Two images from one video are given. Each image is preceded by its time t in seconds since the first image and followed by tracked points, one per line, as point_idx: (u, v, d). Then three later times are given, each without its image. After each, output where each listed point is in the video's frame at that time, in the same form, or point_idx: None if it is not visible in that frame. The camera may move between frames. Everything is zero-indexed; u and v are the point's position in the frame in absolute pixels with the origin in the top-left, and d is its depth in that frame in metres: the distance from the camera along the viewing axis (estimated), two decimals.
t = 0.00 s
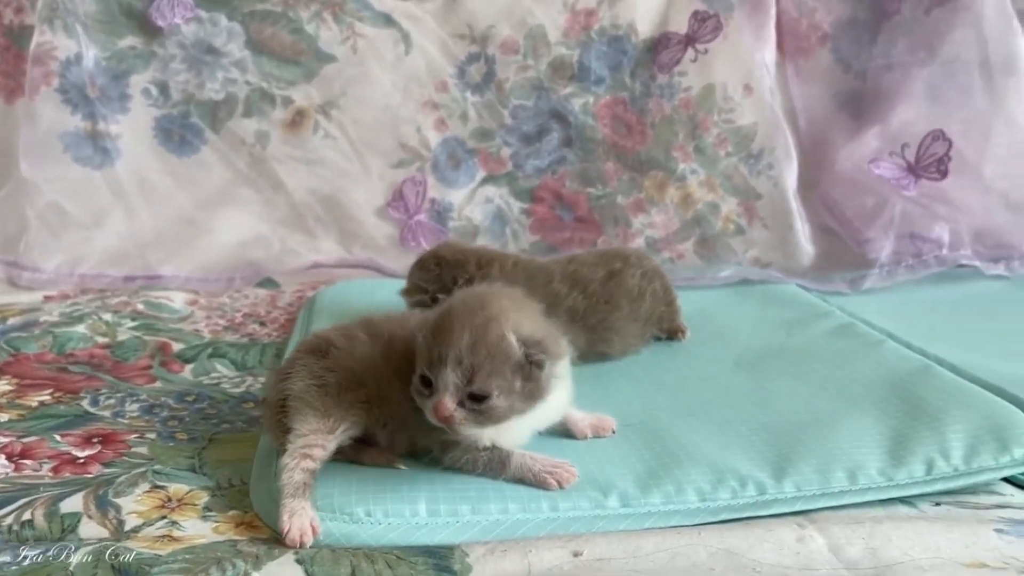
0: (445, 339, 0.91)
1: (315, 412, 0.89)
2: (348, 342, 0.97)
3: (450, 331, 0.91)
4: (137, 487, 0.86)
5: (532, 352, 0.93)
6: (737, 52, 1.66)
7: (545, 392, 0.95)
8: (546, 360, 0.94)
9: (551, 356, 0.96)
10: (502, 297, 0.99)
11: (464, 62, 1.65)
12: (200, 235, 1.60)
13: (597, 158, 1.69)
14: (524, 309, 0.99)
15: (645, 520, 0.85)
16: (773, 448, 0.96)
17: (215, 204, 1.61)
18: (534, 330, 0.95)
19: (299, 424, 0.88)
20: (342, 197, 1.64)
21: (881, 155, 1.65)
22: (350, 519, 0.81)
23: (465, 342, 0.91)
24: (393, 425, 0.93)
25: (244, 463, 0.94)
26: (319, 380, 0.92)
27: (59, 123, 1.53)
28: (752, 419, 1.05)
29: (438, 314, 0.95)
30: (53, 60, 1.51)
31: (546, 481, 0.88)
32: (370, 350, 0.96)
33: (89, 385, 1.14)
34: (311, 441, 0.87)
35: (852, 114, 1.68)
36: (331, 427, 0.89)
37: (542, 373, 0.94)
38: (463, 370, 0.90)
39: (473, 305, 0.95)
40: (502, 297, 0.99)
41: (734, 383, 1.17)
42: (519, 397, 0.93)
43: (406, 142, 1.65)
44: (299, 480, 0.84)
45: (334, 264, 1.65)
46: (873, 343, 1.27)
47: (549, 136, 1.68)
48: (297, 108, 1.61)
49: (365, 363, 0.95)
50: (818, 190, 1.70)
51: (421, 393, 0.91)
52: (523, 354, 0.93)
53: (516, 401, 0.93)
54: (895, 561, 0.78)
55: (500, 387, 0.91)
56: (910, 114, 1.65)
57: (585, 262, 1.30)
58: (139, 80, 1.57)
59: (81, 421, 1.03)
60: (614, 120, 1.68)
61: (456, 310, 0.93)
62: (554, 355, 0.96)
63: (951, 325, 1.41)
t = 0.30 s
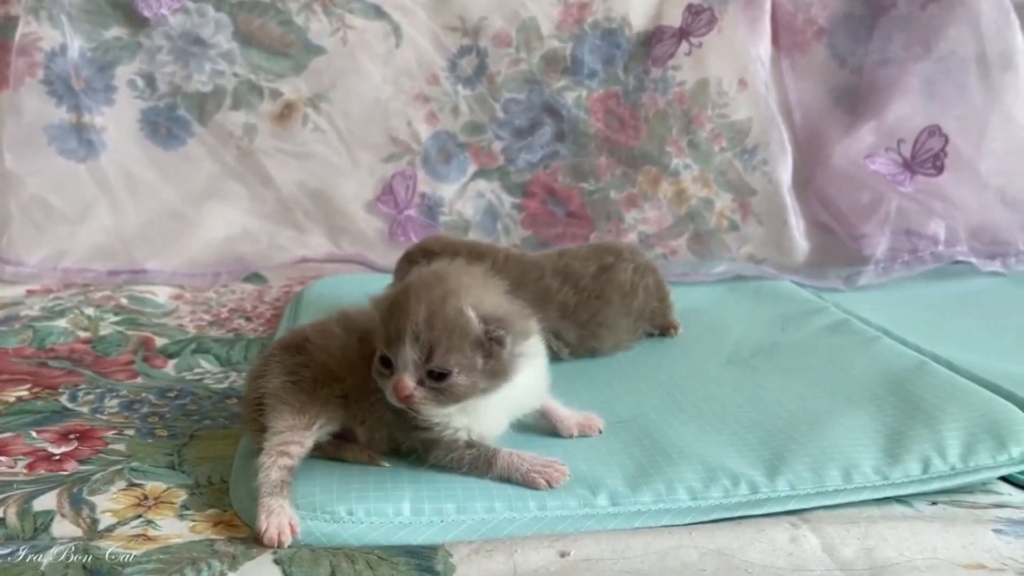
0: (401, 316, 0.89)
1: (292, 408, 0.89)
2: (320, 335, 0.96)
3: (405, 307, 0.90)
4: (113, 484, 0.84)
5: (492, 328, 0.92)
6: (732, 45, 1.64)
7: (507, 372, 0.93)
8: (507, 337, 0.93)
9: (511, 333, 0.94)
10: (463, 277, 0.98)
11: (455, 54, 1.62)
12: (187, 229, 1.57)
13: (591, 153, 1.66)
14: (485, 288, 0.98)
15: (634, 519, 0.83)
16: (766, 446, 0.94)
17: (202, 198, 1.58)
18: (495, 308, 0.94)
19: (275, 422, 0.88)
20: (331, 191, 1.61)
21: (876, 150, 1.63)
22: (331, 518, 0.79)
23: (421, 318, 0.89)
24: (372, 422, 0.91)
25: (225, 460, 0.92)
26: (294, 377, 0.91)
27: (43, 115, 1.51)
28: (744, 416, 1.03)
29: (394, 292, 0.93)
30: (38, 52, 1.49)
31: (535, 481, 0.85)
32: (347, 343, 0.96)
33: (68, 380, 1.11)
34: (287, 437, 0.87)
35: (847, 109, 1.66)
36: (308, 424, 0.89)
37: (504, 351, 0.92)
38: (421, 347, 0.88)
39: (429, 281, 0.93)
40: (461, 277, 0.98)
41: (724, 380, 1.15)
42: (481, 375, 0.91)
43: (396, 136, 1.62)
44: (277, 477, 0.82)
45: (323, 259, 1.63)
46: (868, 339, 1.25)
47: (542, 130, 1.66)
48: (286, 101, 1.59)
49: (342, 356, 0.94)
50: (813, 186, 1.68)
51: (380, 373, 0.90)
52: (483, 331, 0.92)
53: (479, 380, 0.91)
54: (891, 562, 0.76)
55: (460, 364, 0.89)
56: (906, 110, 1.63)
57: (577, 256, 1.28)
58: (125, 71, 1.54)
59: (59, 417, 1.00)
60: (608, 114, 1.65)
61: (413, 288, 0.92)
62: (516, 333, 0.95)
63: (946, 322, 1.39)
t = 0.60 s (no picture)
0: (404, 337, 0.88)
1: (293, 396, 0.89)
2: (317, 329, 0.95)
3: (408, 331, 0.88)
4: (120, 469, 0.85)
5: (497, 341, 0.91)
6: (733, 40, 1.64)
7: (512, 378, 0.94)
8: (512, 348, 0.92)
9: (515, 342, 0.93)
10: (461, 283, 0.95)
11: (457, 48, 1.63)
12: (189, 221, 1.58)
13: (592, 147, 1.67)
14: (484, 291, 0.96)
15: (637, 505, 0.84)
16: (767, 435, 0.95)
17: (204, 190, 1.59)
18: (497, 318, 0.92)
19: (277, 410, 0.88)
20: (333, 184, 1.62)
21: (876, 145, 1.64)
22: (337, 502, 0.80)
23: (426, 340, 0.87)
24: (375, 411, 0.92)
25: (230, 447, 0.93)
26: (295, 364, 0.91)
27: (45, 107, 1.51)
28: (745, 407, 1.03)
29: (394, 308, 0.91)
30: (40, 43, 1.49)
31: (538, 467, 0.86)
32: (349, 333, 0.96)
33: (73, 368, 1.12)
34: (289, 425, 0.87)
35: (848, 105, 1.67)
36: (308, 411, 0.89)
37: (509, 360, 0.92)
38: (428, 367, 0.87)
39: (429, 295, 0.91)
40: (460, 283, 0.95)
41: (725, 371, 1.16)
42: (488, 387, 0.91)
43: (398, 129, 1.63)
44: (279, 464, 0.83)
45: (325, 251, 1.63)
46: (867, 331, 1.26)
47: (543, 124, 1.66)
48: (288, 93, 1.59)
49: (344, 347, 0.94)
50: (813, 181, 1.69)
51: (388, 391, 0.89)
52: (488, 344, 0.91)
53: (486, 391, 0.91)
54: (891, 547, 0.77)
55: (468, 380, 0.89)
56: (906, 105, 1.64)
57: (579, 248, 1.29)
58: (127, 63, 1.54)
59: (65, 403, 1.01)
60: (609, 108, 1.66)
61: (413, 305, 0.90)
62: (518, 340, 0.94)
63: (946, 315, 1.40)
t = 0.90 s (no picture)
0: (433, 365, 0.87)
1: (301, 388, 0.89)
2: (327, 330, 0.95)
3: (436, 360, 0.87)
4: (130, 460, 0.86)
5: (524, 364, 0.91)
6: (735, 39, 1.65)
7: (537, 395, 0.94)
8: (539, 370, 0.92)
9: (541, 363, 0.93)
10: (483, 303, 0.94)
11: (462, 45, 1.63)
12: (194, 217, 1.58)
13: (595, 144, 1.68)
14: (507, 309, 0.95)
15: (642, 498, 0.84)
16: (771, 430, 0.96)
17: (210, 185, 1.60)
18: (523, 340, 0.92)
19: (285, 402, 0.88)
20: (337, 180, 1.62)
21: (879, 144, 1.65)
22: (345, 494, 0.81)
23: (455, 369, 0.87)
24: (383, 403, 0.94)
25: (238, 439, 0.93)
26: (304, 356, 0.92)
27: (51, 102, 1.51)
28: (749, 402, 1.04)
29: (420, 334, 0.90)
30: (46, 38, 1.49)
31: (544, 461, 0.87)
32: (359, 328, 0.96)
33: (81, 361, 1.13)
34: (297, 417, 0.88)
35: (850, 104, 1.68)
36: (316, 403, 0.89)
37: (535, 380, 0.92)
38: (457, 396, 0.87)
39: (457, 322, 0.90)
40: (484, 303, 0.94)
41: (728, 368, 1.16)
42: (516, 408, 0.91)
43: (402, 126, 1.63)
44: (287, 456, 0.83)
45: (330, 247, 1.64)
46: (869, 329, 1.27)
47: (547, 121, 1.67)
48: (293, 90, 1.60)
49: (355, 342, 0.94)
50: (814, 179, 1.70)
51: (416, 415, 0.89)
52: (516, 369, 0.91)
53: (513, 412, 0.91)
54: (894, 540, 0.78)
55: (497, 406, 0.89)
56: (908, 104, 1.64)
57: (583, 244, 1.30)
58: (133, 59, 1.55)
59: (74, 396, 1.02)
60: (612, 105, 1.67)
61: (441, 333, 0.89)
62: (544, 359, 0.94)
63: (947, 313, 1.41)
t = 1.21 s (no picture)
0: (504, 394, 0.87)
1: (316, 378, 0.90)
2: (346, 324, 0.96)
3: (508, 391, 0.88)
4: (145, 448, 0.86)
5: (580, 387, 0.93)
6: (742, 35, 1.65)
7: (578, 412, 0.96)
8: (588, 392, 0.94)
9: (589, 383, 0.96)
10: (535, 324, 0.95)
11: (470, 41, 1.63)
12: (203, 210, 1.59)
13: (602, 139, 1.68)
14: (557, 331, 0.96)
15: (653, 487, 0.86)
16: (780, 421, 0.97)
17: (219, 179, 1.60)
18: (575, 364, 0.94)
19: (300, 392, 0.89)
20: (345, 174, 1.63)
21: (885, 140, 1.65)
22: (359, 482, 0.82)
23: (527, 399, 0.88)
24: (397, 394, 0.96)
25: (251, 428, 0.94)
26: (319, 347, 0.93)
27: (62, 95, 1.52)
28: (759, 394, 1.05)
29: (486, 359, 0.89)
30: (56, 31, 1.50)
31: (556, 451, 0.89)
32: (374, 320, 0.97)
33: (94, 352, 1.13)
34: (311, 407, 0.88)
35: (856, 100, 1.68)
36: (330, 393, 0.90)
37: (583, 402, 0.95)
38: (522, 421, 0.88)
39: (525, 350, 0.91)
40: (536, 326, 0.95)
41: (735, 361, 1.17)
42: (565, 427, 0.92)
43: (410, 120, 1.64)
44: (301, 446, 0.84)
45: (338, 241, 1.65)
46: (876, 322, 1.27)
47: (554, 116, 1.67)
48: (302, 84, 1.60)
49: (369, 332, 0.96)
50: (820, 174, 1.70)
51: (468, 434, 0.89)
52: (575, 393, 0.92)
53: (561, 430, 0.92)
54: (904, 529, 0.79)
55: (555, 427, 0.89)
56: (913, 100, 1.65)
57: (592, 238, 1.31)
58: (143, 53, 1.55)
59: (87, 385, 1.03)
60: (620, 101, 1.67)
61: (511, 361, 0.89)
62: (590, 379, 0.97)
63: (954, 309, 1.42)
